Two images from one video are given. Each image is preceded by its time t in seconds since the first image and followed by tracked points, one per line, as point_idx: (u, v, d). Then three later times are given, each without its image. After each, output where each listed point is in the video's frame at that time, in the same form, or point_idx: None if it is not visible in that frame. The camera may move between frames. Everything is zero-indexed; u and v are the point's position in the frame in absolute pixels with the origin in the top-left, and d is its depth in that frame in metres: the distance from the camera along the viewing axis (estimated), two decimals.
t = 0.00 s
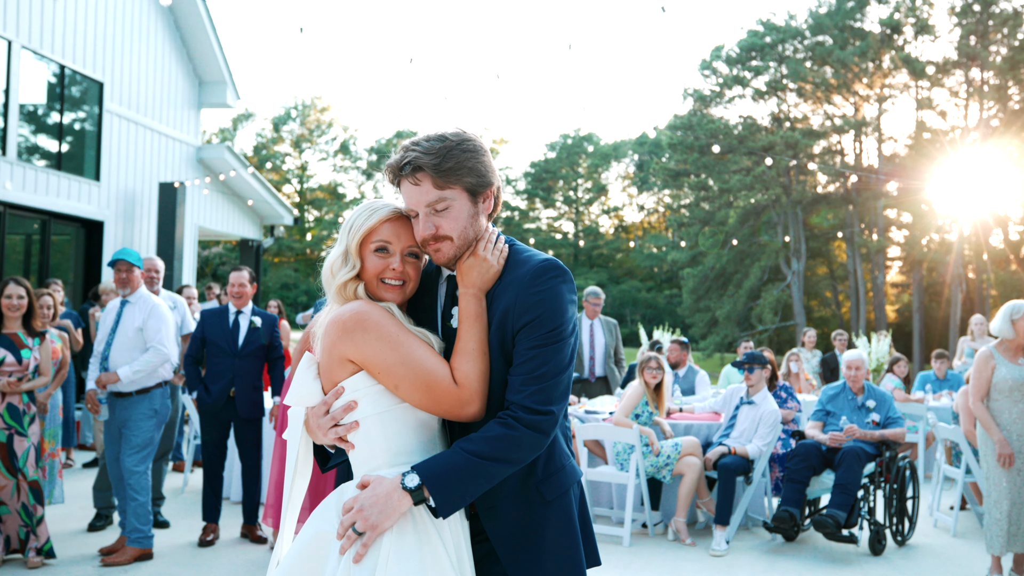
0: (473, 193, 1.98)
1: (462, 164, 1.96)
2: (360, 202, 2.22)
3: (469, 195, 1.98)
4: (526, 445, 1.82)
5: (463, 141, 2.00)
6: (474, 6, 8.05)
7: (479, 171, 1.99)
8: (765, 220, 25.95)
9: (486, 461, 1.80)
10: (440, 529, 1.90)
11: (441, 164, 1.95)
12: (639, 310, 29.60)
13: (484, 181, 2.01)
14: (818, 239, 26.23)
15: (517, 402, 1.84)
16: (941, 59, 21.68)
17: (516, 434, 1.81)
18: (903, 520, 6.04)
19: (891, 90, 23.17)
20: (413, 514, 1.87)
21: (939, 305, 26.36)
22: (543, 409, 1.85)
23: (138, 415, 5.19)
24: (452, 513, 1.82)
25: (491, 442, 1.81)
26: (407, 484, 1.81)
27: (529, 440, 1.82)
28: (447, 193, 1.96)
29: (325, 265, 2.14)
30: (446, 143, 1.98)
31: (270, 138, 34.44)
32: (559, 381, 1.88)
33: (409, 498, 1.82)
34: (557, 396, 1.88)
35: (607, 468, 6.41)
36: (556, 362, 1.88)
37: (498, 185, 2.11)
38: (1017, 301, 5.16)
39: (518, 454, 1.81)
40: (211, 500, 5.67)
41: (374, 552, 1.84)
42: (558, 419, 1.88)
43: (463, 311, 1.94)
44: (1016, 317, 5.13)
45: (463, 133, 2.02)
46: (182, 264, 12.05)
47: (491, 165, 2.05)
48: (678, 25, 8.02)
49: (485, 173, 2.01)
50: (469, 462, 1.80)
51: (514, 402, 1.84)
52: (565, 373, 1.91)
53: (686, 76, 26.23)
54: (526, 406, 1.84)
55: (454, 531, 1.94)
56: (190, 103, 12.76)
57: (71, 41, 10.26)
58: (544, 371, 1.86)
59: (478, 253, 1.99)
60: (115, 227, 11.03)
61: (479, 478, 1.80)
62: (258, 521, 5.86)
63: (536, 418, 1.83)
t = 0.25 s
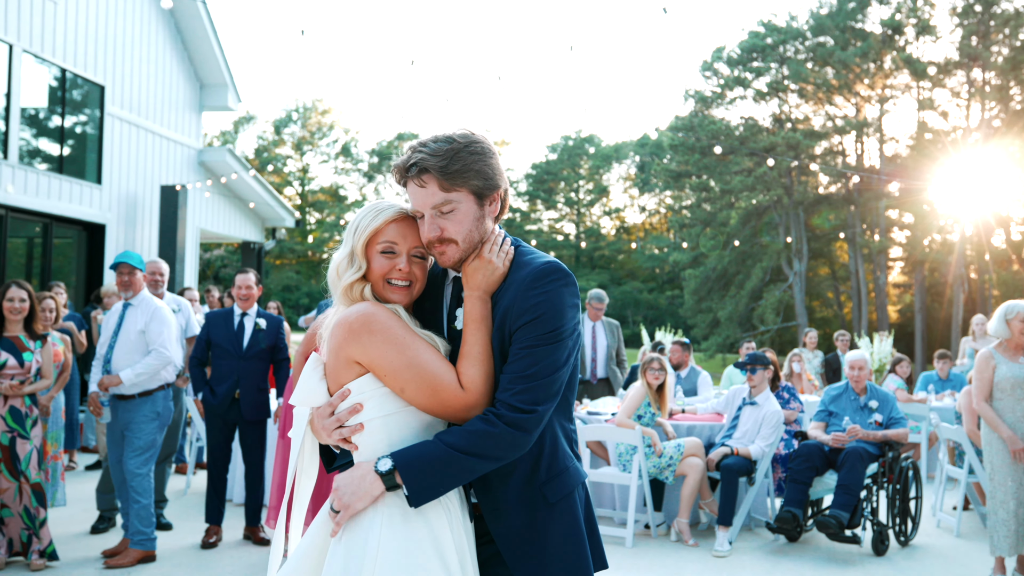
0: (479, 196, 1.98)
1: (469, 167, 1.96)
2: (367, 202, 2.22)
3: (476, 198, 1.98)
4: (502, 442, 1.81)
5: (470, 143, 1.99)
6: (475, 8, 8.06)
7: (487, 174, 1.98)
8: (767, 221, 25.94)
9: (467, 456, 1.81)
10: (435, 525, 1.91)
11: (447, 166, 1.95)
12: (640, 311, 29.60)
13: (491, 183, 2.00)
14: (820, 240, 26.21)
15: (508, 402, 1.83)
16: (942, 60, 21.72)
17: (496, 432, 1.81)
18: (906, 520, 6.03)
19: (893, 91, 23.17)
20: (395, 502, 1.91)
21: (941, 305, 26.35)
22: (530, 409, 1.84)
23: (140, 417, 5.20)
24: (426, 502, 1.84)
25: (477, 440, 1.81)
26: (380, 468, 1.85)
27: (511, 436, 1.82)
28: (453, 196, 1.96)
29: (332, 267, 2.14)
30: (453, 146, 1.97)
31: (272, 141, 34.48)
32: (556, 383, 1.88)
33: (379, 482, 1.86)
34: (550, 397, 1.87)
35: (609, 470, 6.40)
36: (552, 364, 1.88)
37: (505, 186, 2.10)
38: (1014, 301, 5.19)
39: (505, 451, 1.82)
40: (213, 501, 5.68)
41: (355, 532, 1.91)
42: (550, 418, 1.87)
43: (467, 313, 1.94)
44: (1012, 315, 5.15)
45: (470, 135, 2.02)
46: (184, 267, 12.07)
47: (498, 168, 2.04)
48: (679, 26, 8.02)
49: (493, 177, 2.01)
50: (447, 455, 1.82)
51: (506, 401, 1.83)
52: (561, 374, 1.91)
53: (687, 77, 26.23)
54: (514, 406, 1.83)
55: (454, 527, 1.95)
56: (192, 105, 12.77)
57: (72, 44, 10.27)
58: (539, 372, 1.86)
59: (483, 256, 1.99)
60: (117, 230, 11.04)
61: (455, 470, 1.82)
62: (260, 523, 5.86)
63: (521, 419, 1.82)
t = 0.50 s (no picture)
0: (487, 197, 1.97)
1: (477, 167, 1.95)
2: (377, 201, 2.23)
3: (483, 199, 1.97)
4: (485, 439, 1.79)
5: (480, 143, 1.98)
6: (476, 8, 8.05)
7: (495, 175, 1.97)
8: (768, 221, 25.92)
9: (450, 453, 1.80)
10: (434, 526, 1.90)
11: (455, 166, 1.94)
12: (641, 312, 29.60)
13: (499, 185, 1.99)
14: (821, 240, 26.18)
15: (498, 400, 1.80)
16: (944, 60, 21.72)
17: (476, 428, 1.79)
18: (908, 522, 6.02)
19: (894, 91, 23.12)
20: (382, 496, 1.92)
21: (942, 306, 26.35)
22: (514, 408, 1.80)
23: (142, 418, 5.19)
24: (408, 497, 1.84)
25: (464, 437, 1.79)
26: (359, 464, 1.89)
27: (492, 432, 1.79)
28: (460, 195, 1.95)
29: (339, 265, 2.15)
30: (462, 145, 1.97)
31: (273, 142, 34.48)
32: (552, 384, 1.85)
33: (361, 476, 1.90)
34: (541, 396, 1.83)
35: (611, 471, 6.40)
36: (548, 364, 1.84)
37: (515, 188, 2.09)
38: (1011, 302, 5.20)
39: (492, 449, 1.79)
40: (215, 502, 5.68)
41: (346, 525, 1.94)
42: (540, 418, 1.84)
43: (469, 315, 1.93)
44: (1008, 316, 5.17)
45: (481, 135, 2.01)
46: (186, 268, 12.08)
47: (508, 169, 2.03)
48: (681, 26, 8.01)
49: (502, 178, 2.00)
50: (432, 452, 1.81)
51: (497, 398, 1.80)
52: (557, 375, 1.87)
53: (688, 77, 26.21)
54: (500, 404, 1.80)
55: (455, 527, 1.94)
56: (193, 106, 12.78)
57: (74, 45, 10.28)
58: (533, 371, 1.82)
59: (488, 257, 1.97)
60: (118, 231, 11.05)
61: (441, 469, 1.81)
62: (262, 524, 5.86)
63: (507, 416, 1.79)
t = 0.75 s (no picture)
0: (494, 198, 1.95)
1: (485, 168, 1.94)
2: (386, 199, 2.23)
3: (490, 200, 1.95)
4: (483, 443, 1.77)
5: (490, 143, 1.97)
6: (478, 8, 8.04)
7: (503, 176, 1.96)
8: (770, 222, 25.89)
9: (445, 455, 1.79)
10: (432, 527, 1.90)
11: (463, 166, 1.93)
12: (644, 313, 29.59)
13: (508, 186, 1.97)
14: (824, 241, 26.16)
15: (496, 403, 1.78)
16: (947, 60, 21.63)
17: (475, 431, 1.77)
18: (911, 522, 6.01)
19: (896, 92, 23.10)
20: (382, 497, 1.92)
21: (945, 306, 26.30)
22: (514, 411, 1.77)
23: (143, 420, 5.19)
24: (405, 500, 1.83)
25: (462, 440, 1.78)
26: (359, 465, 1.88)
27: (490, 436, 1.76)
28: (468, 196, 1.94)
29: (346, 263, 2.16)
30: (471, 145, 1.95)
31: (275, 142, 34.52)
32: (553, 389, 1.81)
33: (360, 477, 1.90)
34: (542, 401, 1.80)
35: (613, 472, 6.39)
36: (552, 367, 1.81)
37: (525, 190, 2.07)
38: (1013, 303, 5.18)
39: (491, 454, 1.77)
40: (217, 504, 5.67)
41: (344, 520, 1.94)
42: (539, 423, 1.80)
43: (473, 318, 1.92)
44: (1006, 316, 5.16)
45: (491, 135, 1.99)
46: (188, 268, 12.08)
47: (518, 170, 2.01)
48: (683, 27, 8.00)
49: (511, 179, 1.98)
50: (430, 454, 1.80)
51: (495, 402, 1.78)
52: (561, 379, 1.84)
53: (690, 78, 26.19)
54: (499, 408, 1.78)
55: (453, 529, 1.93)
56: (195, 108, 12.80)
57: (75, 47, 10.29)
58: (534, 375, 1.79)
59: (494, 259, 1.95)
60: (120, 232, 11.06)
61: (438, 472, 1.80)
62: (263, 525, 5.85)
63: (505, 420, 1.76)
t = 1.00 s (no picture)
0: (501, 199, 1.92)
1: (492, 168, 1.90)
2: (397, 196, 2.22)
3: (496, 201, 1.92)
4: (485, 451, 1.74)
5: (497, 143, 1.93)
6: (479, 8, 8.04)
7: (510, 177, 1.92)
8: (772, 222, 25.88)
9: (444, 461, 1.77)
10: (431, 529, 1.89)
11: (469, 166, 1.89)
12: (645, 313, 29.62)
13: (516, 187, 1.93)
14: (825, 241, 26.17)
15: (497, 409, 1.75)
16: (949, 61, 21.57)
17: (477, 438, 1.74)
18: (912, 524, 5.99)
19: (898, 92, 23.12)
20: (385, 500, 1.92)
21: (946, 307, 26.30)
22: (516, 419, 1.73)
23: (144, 421, 5.20)
24: (406, 504, 1.82)
25: (462, 446, 1.75)
26: (362, 469, 1.89)
27: (492, 444, 1.73)
28: (473, 196, 1.90)
29: (355, 261, 2.16)
30: (477, 145, 1.91)
31: (276, 143, 34.58)
32: (557, 395, 1.77)
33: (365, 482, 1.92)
34: (546, 408, 1.76)
35: (614, 473, 6.39)
36: (555, 373, 1.77)
37: (535, 189, 2.02)
38: (1015, 304, 5.17)
39: (492, 461, 1.74)
40: (218, 505, 5.67)
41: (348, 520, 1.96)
42: (542, 430, 1.76)
43: (478, 320, 1.89)
44: (1007, 317, 5.15)
45: (500, 134, 1.95)
46: (189, 269, 12.08)
47: (526, 171, 1.97)
48: (684, 27, 7.99)
49: (519, 180, 1.94)
50: (430, 459, 1.78)
51: (495, 408, 1.75)
52: (566, 385, 1.79)
53: (692, 79, 26.21)
54: (502, 414, 1.74)
55: (451, 528, 1.92)
56: (196, 108, 12.80)
57: (77, 47, 10.29)
58: (536, 381, 1.75)
59: (499, 261, 1.91)
60: (121, 232, 11.06)
61: (438, 477, 1.78)
62: (264, 526, 5.86)
63: (507, 427, 1.73)
